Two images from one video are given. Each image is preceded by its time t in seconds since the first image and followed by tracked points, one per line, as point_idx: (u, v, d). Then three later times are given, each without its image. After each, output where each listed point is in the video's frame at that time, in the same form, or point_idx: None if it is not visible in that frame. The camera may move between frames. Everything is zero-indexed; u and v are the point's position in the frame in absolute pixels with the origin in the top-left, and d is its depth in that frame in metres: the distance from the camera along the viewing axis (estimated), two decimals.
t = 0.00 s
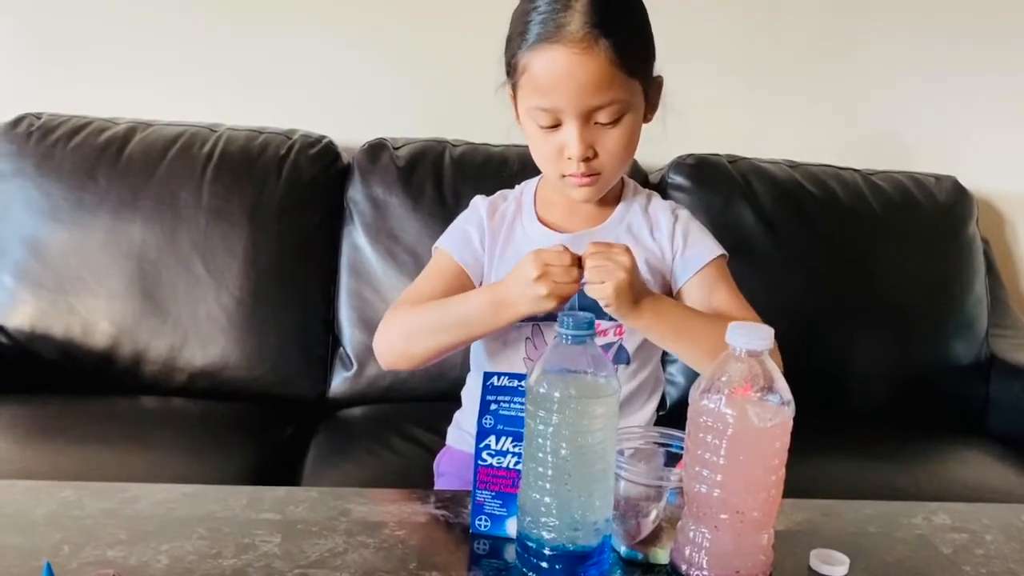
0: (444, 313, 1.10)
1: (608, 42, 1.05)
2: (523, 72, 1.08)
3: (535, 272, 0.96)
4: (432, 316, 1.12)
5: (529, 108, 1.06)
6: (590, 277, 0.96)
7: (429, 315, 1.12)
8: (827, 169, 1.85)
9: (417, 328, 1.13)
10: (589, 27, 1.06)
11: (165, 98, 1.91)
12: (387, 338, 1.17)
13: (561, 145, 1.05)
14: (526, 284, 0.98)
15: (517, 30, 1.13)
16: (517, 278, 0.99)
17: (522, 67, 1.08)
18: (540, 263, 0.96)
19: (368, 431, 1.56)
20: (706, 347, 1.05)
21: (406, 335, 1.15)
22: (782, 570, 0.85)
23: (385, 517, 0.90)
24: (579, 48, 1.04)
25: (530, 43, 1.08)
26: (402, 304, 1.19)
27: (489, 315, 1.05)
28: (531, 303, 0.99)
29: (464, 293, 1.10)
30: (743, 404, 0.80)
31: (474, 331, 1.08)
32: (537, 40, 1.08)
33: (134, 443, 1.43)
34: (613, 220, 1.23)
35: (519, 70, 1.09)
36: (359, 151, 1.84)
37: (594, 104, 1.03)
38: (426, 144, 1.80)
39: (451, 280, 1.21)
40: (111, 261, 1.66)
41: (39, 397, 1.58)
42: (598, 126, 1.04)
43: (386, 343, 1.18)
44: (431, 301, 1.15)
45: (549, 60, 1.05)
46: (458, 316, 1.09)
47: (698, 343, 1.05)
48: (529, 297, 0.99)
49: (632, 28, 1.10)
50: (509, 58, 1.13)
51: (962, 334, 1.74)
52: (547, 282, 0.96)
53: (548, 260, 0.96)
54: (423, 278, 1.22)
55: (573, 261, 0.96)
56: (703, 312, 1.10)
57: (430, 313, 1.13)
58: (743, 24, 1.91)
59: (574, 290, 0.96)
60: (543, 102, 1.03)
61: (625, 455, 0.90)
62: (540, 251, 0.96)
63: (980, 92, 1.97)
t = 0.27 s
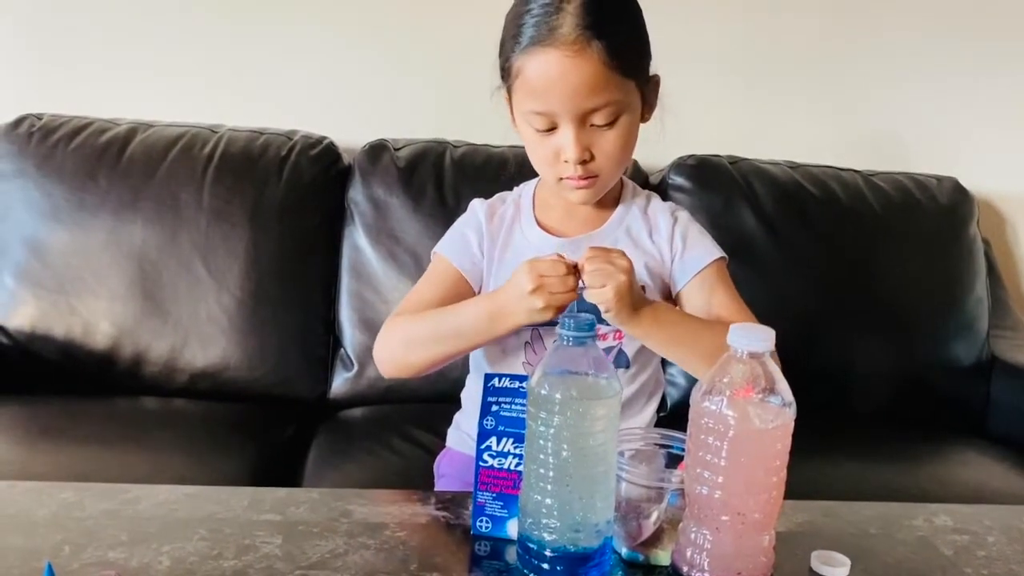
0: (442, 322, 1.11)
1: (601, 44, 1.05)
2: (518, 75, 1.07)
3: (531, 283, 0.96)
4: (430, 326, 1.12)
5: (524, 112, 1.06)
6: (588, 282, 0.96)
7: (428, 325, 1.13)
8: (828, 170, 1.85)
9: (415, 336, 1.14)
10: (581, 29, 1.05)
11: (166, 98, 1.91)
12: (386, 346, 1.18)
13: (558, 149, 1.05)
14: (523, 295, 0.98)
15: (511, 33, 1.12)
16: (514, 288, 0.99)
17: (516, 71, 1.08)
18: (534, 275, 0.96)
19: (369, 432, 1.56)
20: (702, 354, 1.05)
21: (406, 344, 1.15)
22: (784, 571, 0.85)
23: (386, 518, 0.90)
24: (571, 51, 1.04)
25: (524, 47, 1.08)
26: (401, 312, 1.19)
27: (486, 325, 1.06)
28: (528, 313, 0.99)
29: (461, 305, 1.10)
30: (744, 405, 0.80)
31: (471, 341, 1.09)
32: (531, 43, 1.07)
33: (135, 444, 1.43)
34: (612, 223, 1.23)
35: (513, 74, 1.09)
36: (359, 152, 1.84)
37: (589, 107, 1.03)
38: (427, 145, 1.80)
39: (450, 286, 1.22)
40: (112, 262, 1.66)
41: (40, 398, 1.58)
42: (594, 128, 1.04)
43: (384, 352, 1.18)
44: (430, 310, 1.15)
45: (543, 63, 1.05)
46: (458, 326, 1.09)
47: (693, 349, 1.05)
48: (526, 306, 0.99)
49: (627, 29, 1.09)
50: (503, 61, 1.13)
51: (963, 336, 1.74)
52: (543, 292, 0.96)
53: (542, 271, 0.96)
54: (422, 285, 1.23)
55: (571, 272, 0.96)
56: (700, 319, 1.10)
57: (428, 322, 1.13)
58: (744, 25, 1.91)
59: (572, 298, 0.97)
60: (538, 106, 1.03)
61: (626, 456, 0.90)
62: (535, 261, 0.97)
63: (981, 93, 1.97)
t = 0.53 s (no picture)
0: (444, 334, 1.11)
1: (594, 45, 1.05)
2: (511, 78, 1.08)
3: (529, 285, 0.97)
4: (433, 338, 1.13)
5: (519, 115, 1.06)
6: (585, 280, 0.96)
7: (431, 337, 1.13)
8: (828, 171, 1.85)
9: (419, 350, 1.14)
10: (574, 30, 1.05)
11: (166, 99, 1.91)
12: (391, 360, 1.18)
13: (554, 151, 1.05)
14: (523, 300, 0.98)
15: (505, 35, 1.12)
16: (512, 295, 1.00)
17: (510, 74, 1.08)
18: (532, 277, 0.96)
19: (369, 433, 1.56)
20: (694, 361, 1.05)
21: (412, 356, 1.15)
22: (783, 572, 0.85)
23: (386, 519, 0.90)
24: (564, 53, 1.04)
25: (517, 49, 1.08)
26: (406, 326, 1.20)
27: (488, 335, 1.05)
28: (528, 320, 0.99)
29: (463, 317, 1.11)
30: (744, 407, 0.80)
31: (472, 352, 1.09)
32: (524, 46, 1.07)
33: (135, 445, 1.43)
34: (612, 226, 1.23)
35: (507, 77, 1.09)
36: (360, 154, 1.84)
37: (583, 109, 1.03)
38: (427, 146, 1.80)
39: (450, 296, 1.22)
40: (112, 263, 1.66)
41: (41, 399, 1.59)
42: (589, 130, 1.04)
43: (389, 366, 1.18)
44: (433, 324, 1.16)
45: (535, 66, 1.04)
46: (461, 337, 1.09)
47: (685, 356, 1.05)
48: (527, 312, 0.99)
49: (621, 29, 1.09)
50: (497, 65, 1.13)
51: (963, 337, 1.74)
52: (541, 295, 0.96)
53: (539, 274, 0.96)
54: (425, 296, 1.23)
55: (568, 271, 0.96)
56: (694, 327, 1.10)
57: (431, 335, 1.13)
58: (744, 26, 1.91)
59: (572, 297, 0.97)
60: (532, 109, 1.03)
61: (626, 458, 0.90)
62: (532, 264, 0.97)
63: (981, 94, 1.97)
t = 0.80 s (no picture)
0: (448, 344, 1.11)
1: (590, 47, 1.05)
2: (508, 81, 1.08)
3: (529, 289, 0.97)
4: (438, 348, 1.13)
5: (518, 118, 1.06)
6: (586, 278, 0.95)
7: (435, 348, 1.13)
8: (829, 172, 1.85)
9: (424, 361, 1.14)
10: (570, 33, 1.05)
11: (166, 100, 1.91)
12: (397, 373, 1.18)
13: (552, 153, 1.05)
14: (524, 304, 0.98)
15: (502, 38, 1.12)
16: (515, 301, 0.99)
17: (507, 76, 1.08)
18: (532, 281, 0.96)
19: (369, 434, 1.56)
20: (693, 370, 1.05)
21: (416, 365, 1.15)
22: (784, 573, 0.85)
23: (386, 521, 0.90)
24: (560, 55, 1.04)
25: (514, 52, 1.08)
26: (410, 338, 1.20)
27: (492, 342, 1.05)
28: (532, 324, 0.99)
29: (466, 326, 1.11)
30: (744, 408, 0.80)
31: (477, 360, 1.08)
32: (520, 48, 1.07)
33: (135, 446, 1.43)
34: (613, 229, 1.23)
35: (505, 79, 1.09)
36: (360, 155, 1.84)
37: (581, 110, 1.03)
38: (427, 147, 1.80)
39: (452, 303, 1.22)
40: (112, 264, 1.66)
41: (41, 400, 1.59)
42: (587, 131, 1.04)
43: (395, 379, 1.18)
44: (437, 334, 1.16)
45: (532, 68, 1.05)
46: (465, 345, 1.09)
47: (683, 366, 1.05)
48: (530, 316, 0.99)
49: (618, 31, 1.09)
50: (495, 68, 1.13)
51: (963, 338, 1.74)
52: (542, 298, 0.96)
53: (538, 278, 0.96)
54: (427, 306, 1.23)
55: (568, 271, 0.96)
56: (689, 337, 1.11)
57: (436, 345, 1.13)
58: (744, 26, 1.91)
59: (573, 299, 0.97)
60: (530, 111, 1.04)
61: (626, 459, 0.90)
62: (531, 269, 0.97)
63: (981, 94, 1.97)
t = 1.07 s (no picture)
0: (449, 346, 1.11)
1: (587, 47, 1.05)
2: (506, 82, 1.08)
3: (527, 287, 0.97)
4: (439, 350, 1.13)
5: (516, 119, 1.06)
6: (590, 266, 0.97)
7: (436, 350, 1.13)
8: (829, 172, 1.85)
9: (426, 363, 1.14)
10: (567, 34, 1.05)
11: (166, 101, 1.92)
12: (400, 377, 1.18)
13: (550, 154, 1.05)
14: (523, 303, 0.98)
15: (499, 39, 1.12)
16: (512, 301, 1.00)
17: (504, 78, 1.08)
18: (528, 281, 0.97)
19: (369, 435, 1.56)
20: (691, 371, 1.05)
21: (419, 368, 1.15)
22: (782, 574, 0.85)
23: (386, 521, 0.91)
24: (557, 57, 1.04)
25: (511, 53, 1.08)
26: (412, 341, 1.20)
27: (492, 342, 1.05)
28: (530, 322, 0.99)
29: (467, 327, 1.10)
30: (743, 408, 0.80)
31: (478, 362, 1.08)
32: (517, 50, 1.07)
33: (135, 447, 1.43)
34: (613, 229, 1.24)
35: (502, 81, 1.09)
36: (359, 155, 1.85)
37: (578, 111, 1.03)
38: (427, 148, 1.80)
39: (451, 305, 1.22)
40: (112, 265, 1.66)
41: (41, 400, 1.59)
42: (585, 132, 1.05)
43: (398, 382, 1.18)
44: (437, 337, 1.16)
45: (529, 70, 1.05)
46: (466, 346, 1.09)
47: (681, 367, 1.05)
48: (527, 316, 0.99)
49: (615, 31, 1.10)
50: (492, 70, 1.13)
51: (963, 338, 1.74)
52: (539, 296, 0.97)
53: (535, 277, 0.96)
54: (428, 308, 1.23)
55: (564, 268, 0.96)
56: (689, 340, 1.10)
57: (437, 348, 1.13)
58: (744, 27, 1.91)
59: (569, 298, 0.96)
60: (528, 113, 1.04)
61: (625, 460, 0.90)
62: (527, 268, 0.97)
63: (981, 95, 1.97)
